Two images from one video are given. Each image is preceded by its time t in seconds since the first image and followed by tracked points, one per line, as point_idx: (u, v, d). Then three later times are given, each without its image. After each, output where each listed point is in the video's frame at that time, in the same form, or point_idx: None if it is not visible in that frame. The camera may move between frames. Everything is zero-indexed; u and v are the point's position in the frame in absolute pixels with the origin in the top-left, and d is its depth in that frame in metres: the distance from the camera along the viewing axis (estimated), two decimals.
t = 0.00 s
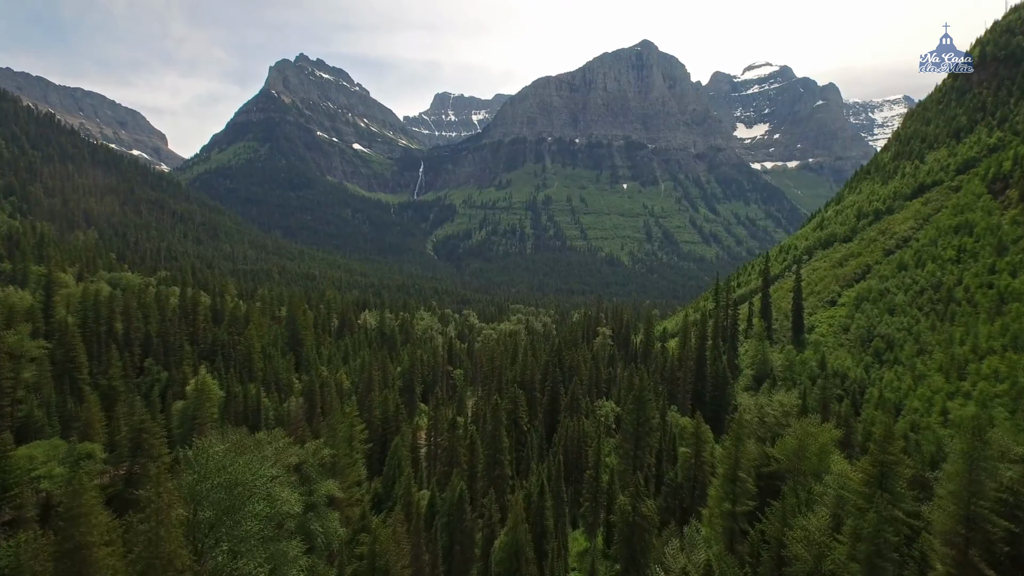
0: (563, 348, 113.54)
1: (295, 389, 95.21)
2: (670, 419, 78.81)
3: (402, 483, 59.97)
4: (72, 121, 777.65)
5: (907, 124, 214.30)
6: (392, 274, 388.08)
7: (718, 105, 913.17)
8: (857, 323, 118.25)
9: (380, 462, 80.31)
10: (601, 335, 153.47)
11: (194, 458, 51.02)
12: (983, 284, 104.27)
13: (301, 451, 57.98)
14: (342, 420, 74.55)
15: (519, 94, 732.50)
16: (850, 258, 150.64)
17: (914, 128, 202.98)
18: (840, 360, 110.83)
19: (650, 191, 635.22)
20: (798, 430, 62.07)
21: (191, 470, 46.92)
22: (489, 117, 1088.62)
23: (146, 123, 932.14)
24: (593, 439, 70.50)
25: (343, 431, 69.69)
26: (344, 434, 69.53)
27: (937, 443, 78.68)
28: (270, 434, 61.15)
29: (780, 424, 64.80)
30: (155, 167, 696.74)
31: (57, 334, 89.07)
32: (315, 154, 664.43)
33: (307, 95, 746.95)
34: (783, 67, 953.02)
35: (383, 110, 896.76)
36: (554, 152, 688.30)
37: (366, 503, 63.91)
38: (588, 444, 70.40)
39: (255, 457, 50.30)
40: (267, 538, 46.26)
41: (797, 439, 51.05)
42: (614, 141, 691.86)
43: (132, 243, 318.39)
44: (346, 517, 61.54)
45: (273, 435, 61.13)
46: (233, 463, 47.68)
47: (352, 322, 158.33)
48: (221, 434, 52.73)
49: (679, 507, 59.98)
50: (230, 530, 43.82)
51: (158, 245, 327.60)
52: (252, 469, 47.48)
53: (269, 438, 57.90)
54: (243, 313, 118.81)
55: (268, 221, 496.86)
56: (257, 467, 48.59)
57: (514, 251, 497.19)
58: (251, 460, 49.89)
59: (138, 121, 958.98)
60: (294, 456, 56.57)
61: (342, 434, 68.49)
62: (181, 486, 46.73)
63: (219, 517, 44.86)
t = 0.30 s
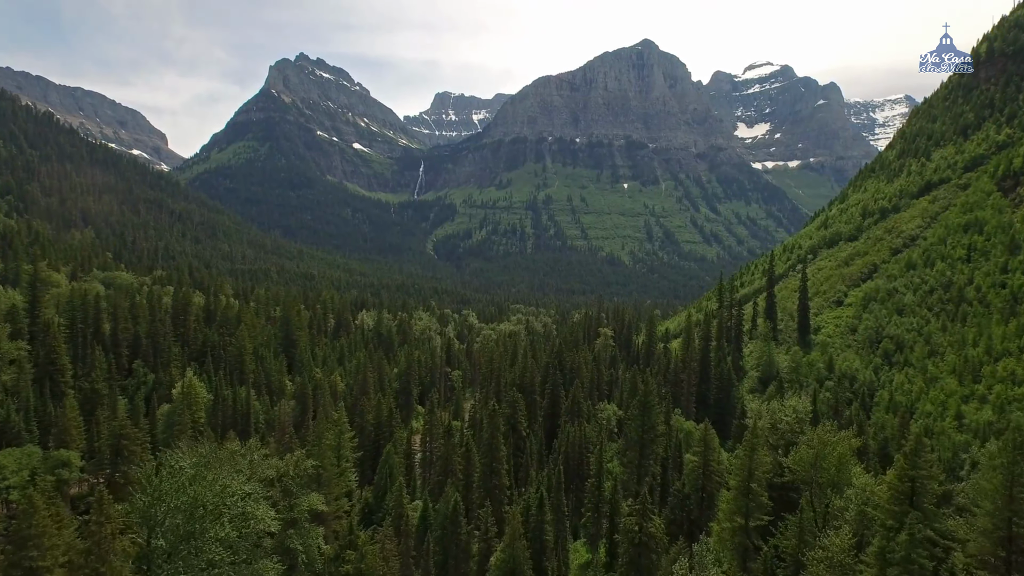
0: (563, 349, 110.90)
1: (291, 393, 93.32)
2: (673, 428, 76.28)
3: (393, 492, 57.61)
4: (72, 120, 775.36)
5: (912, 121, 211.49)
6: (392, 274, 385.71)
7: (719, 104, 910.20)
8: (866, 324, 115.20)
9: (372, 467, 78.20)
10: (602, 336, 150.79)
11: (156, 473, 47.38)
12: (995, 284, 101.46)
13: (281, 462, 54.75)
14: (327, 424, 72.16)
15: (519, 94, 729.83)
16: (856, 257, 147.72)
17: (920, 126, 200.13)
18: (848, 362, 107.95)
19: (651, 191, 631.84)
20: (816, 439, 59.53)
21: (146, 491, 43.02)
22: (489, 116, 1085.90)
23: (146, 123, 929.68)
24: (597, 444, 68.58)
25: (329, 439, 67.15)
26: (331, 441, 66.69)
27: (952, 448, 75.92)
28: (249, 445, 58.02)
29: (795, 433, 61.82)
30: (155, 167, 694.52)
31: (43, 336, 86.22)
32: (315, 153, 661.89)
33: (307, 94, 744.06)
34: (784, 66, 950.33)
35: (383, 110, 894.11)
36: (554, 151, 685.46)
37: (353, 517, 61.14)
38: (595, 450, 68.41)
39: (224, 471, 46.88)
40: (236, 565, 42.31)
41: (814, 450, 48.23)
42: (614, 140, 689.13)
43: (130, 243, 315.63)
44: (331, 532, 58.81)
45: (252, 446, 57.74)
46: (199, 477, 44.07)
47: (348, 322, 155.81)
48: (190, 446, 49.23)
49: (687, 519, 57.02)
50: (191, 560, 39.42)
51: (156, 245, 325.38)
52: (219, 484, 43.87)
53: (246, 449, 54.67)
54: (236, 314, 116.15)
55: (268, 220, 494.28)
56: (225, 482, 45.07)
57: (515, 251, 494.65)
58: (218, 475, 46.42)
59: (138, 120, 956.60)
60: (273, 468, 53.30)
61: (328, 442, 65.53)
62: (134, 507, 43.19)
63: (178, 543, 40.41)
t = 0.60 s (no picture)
0: (564, 351, 108.33)
1: (283, 396, 90.73)
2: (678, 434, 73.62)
3: (383, 505, 55.45)
4: (73, 120, 773.48)
5: (917, 119, 208.86)
6: (392, 274, 383.59)
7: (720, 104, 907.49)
8: (874, 324, 112.34)
9: (364, 474, 75.82)
10: (604, 336, 148.31)
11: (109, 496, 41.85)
12: (1008, 284, 98.36)
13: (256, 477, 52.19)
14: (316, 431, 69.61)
15: (520, 93, 727.25)
16: (862, 257, 144.80)
17: (925, 123, 197.42)
18: (857, 363, 105.04)
19: (652, 190, 628.99)
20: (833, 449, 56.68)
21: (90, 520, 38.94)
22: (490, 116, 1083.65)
23: (146, 122, 927.34)
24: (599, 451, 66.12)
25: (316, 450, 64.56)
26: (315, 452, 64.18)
27: (968, 455, 72.99)
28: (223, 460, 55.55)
29: (809, 441, 58.91)
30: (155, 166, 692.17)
31: (27, 335, 84.06)
32: (315, 152, 659.48)
33: (307, 93, 741.28)
34: (785, 65, 947.24)
35: (383, 109, 891.38)
36: (555, 150, 682.73)
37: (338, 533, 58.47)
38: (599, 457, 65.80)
39: (188, 491, 43.75)
40: None
41: (831, 462, 45.21)
42: (615, 140, 686.47)
43: (128, 242, 313.16)
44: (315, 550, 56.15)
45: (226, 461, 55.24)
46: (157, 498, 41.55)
47: (344, 322, 153.17)
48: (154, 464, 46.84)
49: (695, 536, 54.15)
50: None
51: (155, 245, 322.90)
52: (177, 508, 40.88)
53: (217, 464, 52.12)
54: (230, 314, 113.29)
55: (267, 219, 491.98)
56: (187, 504, 42.19)
57: (515, 250, 492.17)
58: (182, 495, 43.79)
59: (138, 119, 954.05)
60: (247, 484, 50.76)
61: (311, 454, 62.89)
62: (73, 536, 37.53)
63: None
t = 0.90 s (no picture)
0: (564, 352, 105.72)
1: (275, 400, 88.92)
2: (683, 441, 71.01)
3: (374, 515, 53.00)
4: (73, 119, 770.57)
5: (923, 117, 206.13)
6: (391, 273, 380.98)
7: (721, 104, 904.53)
8: (882, 325, 109.57)
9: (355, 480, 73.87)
10: (605, 337, 145.54)
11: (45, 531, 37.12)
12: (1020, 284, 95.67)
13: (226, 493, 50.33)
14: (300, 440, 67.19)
15: (520, 92, 724.51)
16: (868, 256, 142.02)
17: (931, 121, 194.60)
18: (865, 365, 102.18)
19: (653, 190, 626.08)
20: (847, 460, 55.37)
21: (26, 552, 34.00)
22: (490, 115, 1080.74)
23: (146, 122, 924.14)
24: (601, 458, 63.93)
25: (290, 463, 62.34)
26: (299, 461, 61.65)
27: (984, 459, 70.03)
28: (193, 476, 53.52)
29: (824, 450, 56.41)
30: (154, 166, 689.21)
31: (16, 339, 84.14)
32: (315, 152, 656.83)
33: (307, 93, 738.57)
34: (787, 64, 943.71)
35: (384, 109, 888.79)
36: (556, 150, 679.60)
37: (322, 549, 55.74)
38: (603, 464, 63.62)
39: (146, 518, 40.20)
40: None
41: (848, 474, 43.64)
42: (616, 139, 683.50)
43: (125, 242, 310.86)
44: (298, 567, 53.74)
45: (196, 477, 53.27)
46: (111, 526, 39.42)
47: (341, 323, 150.34)
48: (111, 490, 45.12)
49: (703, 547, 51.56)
50: None
51: (152, 244, 319.92)
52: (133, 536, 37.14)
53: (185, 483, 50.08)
54: (223, 315, 110.70)
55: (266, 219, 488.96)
56: (145, 531, 38.76)
57: (516, 250, 489.59)
58: (135, 523, 39.84)
59: (138, 119, 950.87)
60: (217, 502, 48.63)
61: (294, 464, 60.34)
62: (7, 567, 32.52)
63: None
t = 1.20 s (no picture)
0: (565, 355, 103.04)
1: (267, 404, 86.40)
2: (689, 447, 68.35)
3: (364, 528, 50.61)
4: (73, 119, 767.62)
5: (928, 114, 203.26)
6: (390, 273, 378.19)
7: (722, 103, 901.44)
8: (890, 326, 106.75)
9: (346, 488, 71.40)
10: (607, 339, 142.88)
11: None
12: None
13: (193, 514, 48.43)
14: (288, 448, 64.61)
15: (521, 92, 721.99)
16: (874, 256, 139.23)
17: (937, 119, 191.67)
18: (873, 367, 99.42)
19: (653, 190, 623.12)
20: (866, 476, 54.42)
21: None
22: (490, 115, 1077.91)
23: (146, 121, 921.23)
24: (604, 467, 61.29)
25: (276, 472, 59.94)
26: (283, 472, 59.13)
27: (1003, 467, 67.31)
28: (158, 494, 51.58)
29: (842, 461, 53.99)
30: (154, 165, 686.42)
31: None
32: (315, 151, 654.35)
33: (307, 92, 735.92)
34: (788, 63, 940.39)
35: (384, 108, 886.28)
36: (556, 149, 676.59)
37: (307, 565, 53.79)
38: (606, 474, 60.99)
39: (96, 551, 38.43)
40: None
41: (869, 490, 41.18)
42: (616, 139, 680.54)
43: (123, 241, 308.61)
44: None
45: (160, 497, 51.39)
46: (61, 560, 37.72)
47: (337, 324, 147.66)
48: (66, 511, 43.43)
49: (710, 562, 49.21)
50: None
51: (150, 244, 317.05)
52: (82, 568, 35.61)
53: (148, 503, 48.08)
54: (215, 316, 108.32)
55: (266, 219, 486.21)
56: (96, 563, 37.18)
57: (516, 250, 486.81)
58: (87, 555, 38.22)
59: (138, 118, 947.93)
60: (182, 523, 46.60)
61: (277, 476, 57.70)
62: None
63: None
